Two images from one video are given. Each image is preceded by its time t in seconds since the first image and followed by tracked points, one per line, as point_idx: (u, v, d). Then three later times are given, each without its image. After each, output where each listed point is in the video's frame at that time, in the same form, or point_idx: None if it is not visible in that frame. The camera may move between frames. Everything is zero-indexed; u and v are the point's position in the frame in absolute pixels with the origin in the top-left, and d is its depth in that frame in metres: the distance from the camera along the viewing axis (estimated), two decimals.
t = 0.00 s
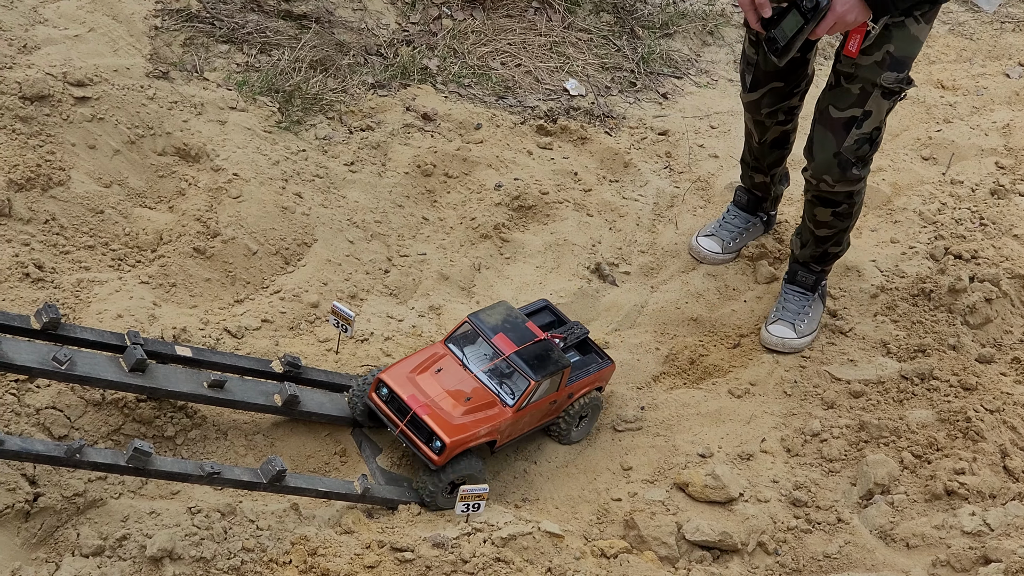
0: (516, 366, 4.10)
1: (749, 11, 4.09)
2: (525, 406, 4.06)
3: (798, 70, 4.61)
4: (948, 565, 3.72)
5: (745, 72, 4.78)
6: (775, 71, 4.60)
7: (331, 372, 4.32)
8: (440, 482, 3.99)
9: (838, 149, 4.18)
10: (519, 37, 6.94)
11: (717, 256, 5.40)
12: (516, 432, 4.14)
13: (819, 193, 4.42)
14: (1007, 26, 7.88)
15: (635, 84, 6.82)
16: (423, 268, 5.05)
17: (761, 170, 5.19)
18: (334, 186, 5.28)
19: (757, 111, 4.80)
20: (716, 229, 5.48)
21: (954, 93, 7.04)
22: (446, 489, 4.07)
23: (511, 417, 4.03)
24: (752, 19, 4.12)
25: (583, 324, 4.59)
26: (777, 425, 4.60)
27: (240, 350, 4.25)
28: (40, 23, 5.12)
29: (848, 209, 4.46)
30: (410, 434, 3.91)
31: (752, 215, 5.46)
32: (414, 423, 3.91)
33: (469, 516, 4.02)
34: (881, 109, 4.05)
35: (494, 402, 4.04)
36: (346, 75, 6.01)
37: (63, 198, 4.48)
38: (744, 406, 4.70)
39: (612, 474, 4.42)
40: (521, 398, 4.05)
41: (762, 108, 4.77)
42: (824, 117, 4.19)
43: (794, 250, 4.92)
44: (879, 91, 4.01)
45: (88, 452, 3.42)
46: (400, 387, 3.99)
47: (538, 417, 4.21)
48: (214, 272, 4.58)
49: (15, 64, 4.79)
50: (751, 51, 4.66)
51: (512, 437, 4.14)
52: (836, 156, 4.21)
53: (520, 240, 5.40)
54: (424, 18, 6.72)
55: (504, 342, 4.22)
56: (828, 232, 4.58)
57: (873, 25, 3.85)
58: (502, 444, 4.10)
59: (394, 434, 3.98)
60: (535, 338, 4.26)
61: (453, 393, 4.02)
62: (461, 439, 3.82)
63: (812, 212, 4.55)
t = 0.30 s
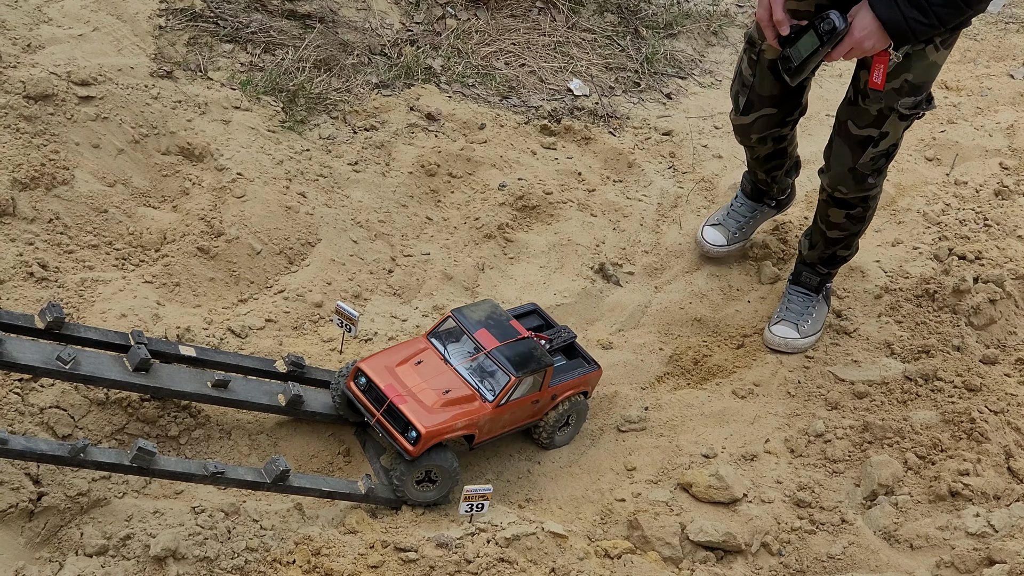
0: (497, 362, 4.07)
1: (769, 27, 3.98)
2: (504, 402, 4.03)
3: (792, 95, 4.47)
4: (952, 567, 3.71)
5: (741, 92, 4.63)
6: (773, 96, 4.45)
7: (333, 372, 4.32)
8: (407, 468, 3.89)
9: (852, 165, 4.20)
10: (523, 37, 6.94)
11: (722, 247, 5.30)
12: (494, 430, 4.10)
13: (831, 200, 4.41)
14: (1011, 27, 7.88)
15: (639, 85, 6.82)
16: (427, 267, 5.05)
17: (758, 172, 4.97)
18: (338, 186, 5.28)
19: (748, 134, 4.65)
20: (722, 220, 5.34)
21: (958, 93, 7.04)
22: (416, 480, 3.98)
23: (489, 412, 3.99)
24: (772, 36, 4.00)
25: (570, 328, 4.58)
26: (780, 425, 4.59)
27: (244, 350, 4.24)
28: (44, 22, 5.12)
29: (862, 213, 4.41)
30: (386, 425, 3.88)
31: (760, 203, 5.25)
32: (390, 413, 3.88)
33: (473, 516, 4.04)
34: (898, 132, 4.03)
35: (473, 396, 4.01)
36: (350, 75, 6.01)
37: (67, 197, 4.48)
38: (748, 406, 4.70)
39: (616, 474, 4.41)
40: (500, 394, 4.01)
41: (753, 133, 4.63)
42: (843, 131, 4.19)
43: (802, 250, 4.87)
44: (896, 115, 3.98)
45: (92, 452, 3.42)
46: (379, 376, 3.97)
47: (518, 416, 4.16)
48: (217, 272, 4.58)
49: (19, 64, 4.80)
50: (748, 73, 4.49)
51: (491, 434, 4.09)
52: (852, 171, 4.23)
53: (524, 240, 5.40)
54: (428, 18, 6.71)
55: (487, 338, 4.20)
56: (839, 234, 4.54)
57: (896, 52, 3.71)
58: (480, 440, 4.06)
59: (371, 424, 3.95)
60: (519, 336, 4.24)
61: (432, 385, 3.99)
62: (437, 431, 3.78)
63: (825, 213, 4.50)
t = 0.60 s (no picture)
0: (486, 353, 4.05)
1: (764, 33, 3.74)
2: (490, 395, 3.99)
3: (773, 97, 4.13)
4: (961, 568, 3.69)
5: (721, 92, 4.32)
6: (754, 93, 4.14)
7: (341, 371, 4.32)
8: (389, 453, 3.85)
9: (863, 172, 4.23)
10: (532, 36, 6.94)
11: (667, 309, 4.88)
12: (479, 424, 4.04)
13: (842, 202, 4.40)
14: (1022, 27, 7.87)
15: (649, 84, 6.82)
16: (436, 265, 5.05)
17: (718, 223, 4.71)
18: (347, 184, 5.28)
19: (720, 135, 4.31)
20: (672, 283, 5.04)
21: (968, 94, 7.04)
22: (397, 465, 3.92)
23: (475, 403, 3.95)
24: (766, 42, 3.77)
25: (565, 335, 4.55)
26: (789, 426, 4.58)
27: (252, 347, 4.23)
28: (54, 18, 5.12)
29: (875, 212, 4.40)
30: (370, 406, 3.85)
31: (712, 268, 4.97)
32: (374, 394, 3.85)
33: (482, 515, 4.03)
34: (907, 140, 4.07)
35: (460, 386, 3.97)
36: (359, 73, 6.01)
37: (77, 194, 4.49)
38: (756, 406, 4.69)
39: (624, 473, 4.40)
40: (487, 385, 3.97)
41: (725, 134, 4.28)
42: (853, 139, 4.21)
43: (811, 251, 4.89)
44: (904, 126, 4.02)
45: (101, 449, 3.41)
46: (366, 358, 3.96)
47: (504, 413, 4.10)
48: (226, 269, 4.58)
49: (29, 60, 4.81)
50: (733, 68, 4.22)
51: (476, 428, 4.03)
52: (862, 178, 4.26)
53: (532, 239, 5.40)
54: (437, 16, 6.71)
55: (478, 330, 4.19)
56: (851, 233, 4.52)
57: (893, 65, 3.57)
58: (464, 433, 4.00)
59: (355, 406, 3.92)
60: (511, 332, 4.22)
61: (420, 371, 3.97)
62: (420, 413, 3.74)
63: (837, 211, 4.48)
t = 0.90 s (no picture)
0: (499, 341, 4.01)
1: (740, 38, 3.74)
2: (499, 382, 3.93)
3: (777, 117, 4.03)
4: (986, 570, 3.66)
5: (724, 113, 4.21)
6: (757, 114, 4.03)
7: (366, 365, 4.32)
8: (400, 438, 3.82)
9: (862, 185, 4.16)
10: (560, 33, 6.99)
11: (679, 334, 4.93)
12: (483, 413, 3.96)
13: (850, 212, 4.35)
14: None
15: (676, 82, 6.83)
16: (462, 261, 5.06)
17: (733, 246, 4.61)
18: (373, 179, 5.29)
19: (728, 158, 4.21)
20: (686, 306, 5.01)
21: (995, 96, 7.09)
22: (410, 451, 3.94)
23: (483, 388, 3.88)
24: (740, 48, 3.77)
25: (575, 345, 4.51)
26: (814, 426, 4.56)
27: (279, 340, 4.21)
28: (84, 10, 5.16)
29: (883, 218, 4.34)
30: (378, 375, 3.79)
31: (728, 295, 4.93)
32: (385, 363, 3.79)
33: (505, 511, 4.09)
34: (902, 151, 3.98)
35: (470, 369, 3.92)
36: (387, 68, 6.03)
37: (106, 185, 4.51)
38: (782, 406, 4.68)
39: (648, 471, 4.39)
40: (496, 372, 3.92)
41: (733, 157, 4.19)
42: (850, 152, 4.15)
43: (834, 251, 4.84)
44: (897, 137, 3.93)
45: (128, 439, 3.41)
46: (381, 328, 3.92)
47: (509, 406, 4.03)
48: (253, 262, 4.59)
49: (59, 51, 4.84)
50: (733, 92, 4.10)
51: (478, 416, 3.95)
52: (863, 190, 4.19)
53: (558, 236, 5.41)
54: (465, 12, 6.75)
55: (493, 319, 4.15)
56: (864, 238, 4.50)
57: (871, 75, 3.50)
58: (467, 418, 3.92)
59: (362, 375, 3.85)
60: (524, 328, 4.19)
61: (432, 350, 3.92)
62: (429, 386, 3.69)
63: (848, 220, 4.44)
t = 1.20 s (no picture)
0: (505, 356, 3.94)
1: (738, 38, 3.81)
2: (499, 397, 3.85)
3: (800, 111, 4.01)
4: None
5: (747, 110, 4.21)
6: (780, 110, 4.02)
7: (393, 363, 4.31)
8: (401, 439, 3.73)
9: (852, 201, 3.85)
10: (590, 32, 7.03)
11: (706, 335, 4.92)
12: (480, 426, 3.90)
13: (841, 238, 4.12)
14: None
15: (705, 83, 6.82)
16: (488, 259, 5.08)
17: (763, 244, 4.61)
18: (401, 176, 5.30)
19: (753, 154, 4.20)
20: (713, 307, 5.01)
21: None
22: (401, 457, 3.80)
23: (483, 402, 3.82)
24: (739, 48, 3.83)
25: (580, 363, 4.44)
26: (840, 429, 4.54)
27: (306, 336, 4.20)
28: (116, 5, 5.20)
29: (877, 246, 4.14)
30: (381, 378, 3.73)
31: (756, 297, 4.92)
32: (388, 367, 3.74)
33: (529, 510, 4.10)
34: (896, 156, 3.68)
35: (473, 381, 3.85)
36: (416, 66, 6.06)
37: (136, 179, 4.52)
38: (807, 409, 4.65)
39: (672, 473, 4.37)
40: (498, 388, 3.85)
41: (760, 152, 4.18)
42: (836, 165, 3.86)
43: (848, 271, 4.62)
44: (893, 139, 3.64)
45: (156, 433, 3.41)
46: (389, 330, 3.86)
47: (507, 421, 3.96)
48: (281, 258, 4.59)
49: (92, 45, 4.88)
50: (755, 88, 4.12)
51: (476, 428, 3.89)
52: (850, 208, 3.89)
53: (585, 236, 5.41)
54: (495, 10, 6.78)
55: (502, 331, 4.09)
56: (865, 263, 4.30)
57: (866, 66, 3.50)
58: (464, 430, 3.86)
59: (364, 376, 3.80)
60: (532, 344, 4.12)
61: (437, 358, 3.86)
62: (429, 396, 3.63)
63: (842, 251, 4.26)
